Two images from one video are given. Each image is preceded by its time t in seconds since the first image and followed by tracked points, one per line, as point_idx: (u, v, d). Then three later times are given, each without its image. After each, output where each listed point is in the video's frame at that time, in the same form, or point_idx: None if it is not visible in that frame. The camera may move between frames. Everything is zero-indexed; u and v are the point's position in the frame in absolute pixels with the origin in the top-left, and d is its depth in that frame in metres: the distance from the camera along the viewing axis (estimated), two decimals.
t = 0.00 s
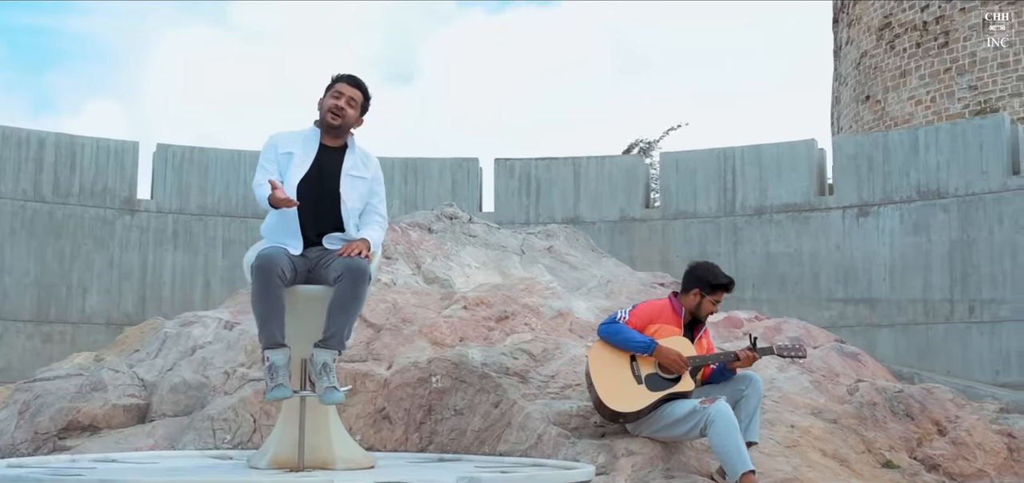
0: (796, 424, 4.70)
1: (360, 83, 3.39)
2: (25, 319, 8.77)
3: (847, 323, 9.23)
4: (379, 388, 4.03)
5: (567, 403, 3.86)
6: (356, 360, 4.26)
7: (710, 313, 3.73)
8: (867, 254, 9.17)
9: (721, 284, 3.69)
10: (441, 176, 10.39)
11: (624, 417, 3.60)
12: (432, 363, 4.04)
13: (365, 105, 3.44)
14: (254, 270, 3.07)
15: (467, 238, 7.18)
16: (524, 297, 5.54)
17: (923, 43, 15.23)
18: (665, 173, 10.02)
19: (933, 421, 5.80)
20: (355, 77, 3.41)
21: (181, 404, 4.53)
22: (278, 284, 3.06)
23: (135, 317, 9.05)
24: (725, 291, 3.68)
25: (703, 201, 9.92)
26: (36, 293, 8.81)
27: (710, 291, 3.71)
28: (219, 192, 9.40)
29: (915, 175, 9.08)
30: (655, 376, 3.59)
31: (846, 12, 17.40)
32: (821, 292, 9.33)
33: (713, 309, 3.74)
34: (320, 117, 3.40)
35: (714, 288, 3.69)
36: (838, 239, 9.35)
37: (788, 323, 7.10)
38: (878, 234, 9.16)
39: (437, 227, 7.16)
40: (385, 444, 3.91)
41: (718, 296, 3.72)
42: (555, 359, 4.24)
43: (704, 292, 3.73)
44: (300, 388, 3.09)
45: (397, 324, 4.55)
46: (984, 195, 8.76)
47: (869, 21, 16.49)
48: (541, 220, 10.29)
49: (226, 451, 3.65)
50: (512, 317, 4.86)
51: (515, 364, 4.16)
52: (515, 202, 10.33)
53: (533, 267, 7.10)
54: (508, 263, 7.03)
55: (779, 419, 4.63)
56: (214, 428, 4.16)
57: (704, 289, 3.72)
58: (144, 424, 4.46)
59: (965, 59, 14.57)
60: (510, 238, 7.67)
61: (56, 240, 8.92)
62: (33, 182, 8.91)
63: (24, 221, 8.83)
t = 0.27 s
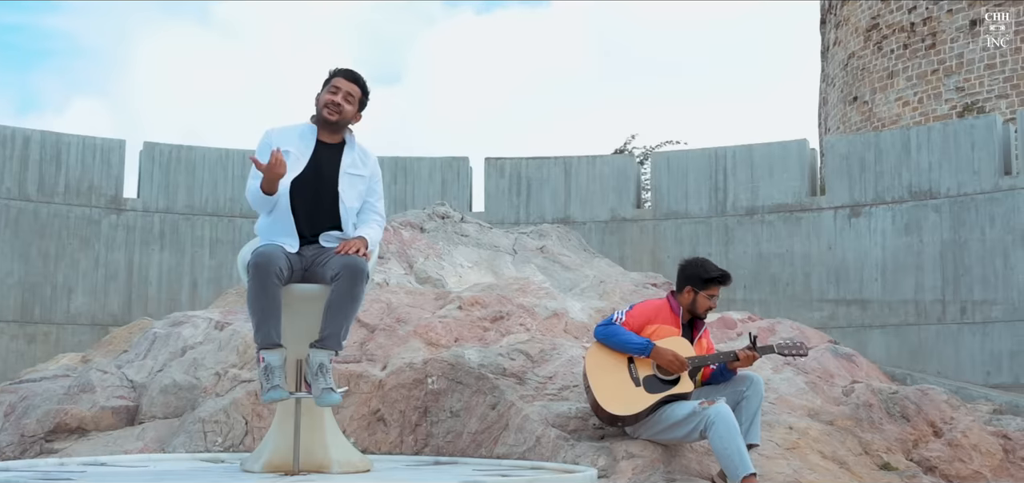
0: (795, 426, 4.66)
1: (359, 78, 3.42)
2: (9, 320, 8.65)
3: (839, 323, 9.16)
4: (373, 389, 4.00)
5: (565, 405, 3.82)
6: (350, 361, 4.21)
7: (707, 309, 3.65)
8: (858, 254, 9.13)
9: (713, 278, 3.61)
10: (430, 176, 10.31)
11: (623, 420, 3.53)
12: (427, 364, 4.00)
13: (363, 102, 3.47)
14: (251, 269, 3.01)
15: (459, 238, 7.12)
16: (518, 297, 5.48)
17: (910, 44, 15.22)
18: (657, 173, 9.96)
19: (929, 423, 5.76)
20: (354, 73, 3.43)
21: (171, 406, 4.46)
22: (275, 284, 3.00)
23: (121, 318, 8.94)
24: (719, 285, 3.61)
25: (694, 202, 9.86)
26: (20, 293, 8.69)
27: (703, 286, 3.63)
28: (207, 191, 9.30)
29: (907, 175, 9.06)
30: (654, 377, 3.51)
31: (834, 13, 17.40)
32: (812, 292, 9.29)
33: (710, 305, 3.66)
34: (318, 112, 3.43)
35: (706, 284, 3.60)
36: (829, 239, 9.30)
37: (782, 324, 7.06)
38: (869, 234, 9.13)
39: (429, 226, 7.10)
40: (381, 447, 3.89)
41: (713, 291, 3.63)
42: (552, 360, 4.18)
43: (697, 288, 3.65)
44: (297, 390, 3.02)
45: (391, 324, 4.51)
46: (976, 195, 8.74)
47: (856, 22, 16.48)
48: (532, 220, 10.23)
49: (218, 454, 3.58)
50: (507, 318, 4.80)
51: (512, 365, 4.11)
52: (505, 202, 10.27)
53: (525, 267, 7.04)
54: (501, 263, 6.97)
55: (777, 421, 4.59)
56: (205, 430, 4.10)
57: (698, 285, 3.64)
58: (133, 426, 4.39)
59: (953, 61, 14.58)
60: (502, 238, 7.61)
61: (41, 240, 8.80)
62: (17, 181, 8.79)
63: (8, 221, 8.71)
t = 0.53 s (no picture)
0: (793, 428, 4.62)
1: (359, 76, 3.41)
2: None
3: (832, 324, 9.11)
4: (369, 390, 3.96)
5: (564, 407, 3.79)
6: (346, 362, 4.18)
7: (702, 306, 3.59)
8: (851, 255, 9.08)
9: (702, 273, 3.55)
10: (422, 176, 10.24)
11: (623, 424, 3.47)
12: (424, 366, 3.97)
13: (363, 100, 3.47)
14: (246, 268, 2.95)
15: (453, 238, 7.07)
16: (513, 297, 5.44)
17: (899, 45, 15.23)
18: (649, 173, 9.90)
19: (925, 425, 5.74)
20: (353, 70, 3.42)
21: (163, 408, 4.40)
22: (271, 283, 2.94)
23: (109, 318, 8.84)
24: (711, 280, 3.55)
25: (686, 203, 9.82)
26: (7, 293, 8.59)
27: (694, 283, 3.57)
28: (196, 191, 9.22)
29: (900, 175, 9.03)
30: (652, 380, 3.46)
31: (823, 14, 17.40)
32: (805, 293, 9.24)
33: (704, 301, 3.60)
34: (321, 113, 3.39)
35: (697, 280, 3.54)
36: (822, 240, 9.26)
37: (777, 325, 7.03)
38: (862, 234, 9.08)
39: (423, 226, 7.05)
40: (376, 449, 3.84)
41: (704, 286, 3.57)
42: (551, 361, 4.16)
43: (690, 285, 3.60)
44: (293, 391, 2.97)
45: (387, 325, 4.48)
46: (969, 196, 8.72)
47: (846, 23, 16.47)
48: (524, 220, 10.18)
49: (212, 456, 3.53)
50: (503, 318, 4.76)
51: (510, 366, 4.08)
52: (496, 202, 10.22)
53: (519, 267, 7.00)
54: (494, 263, 6.92)
55: (776, 423, 4.55)
56: (198, 432, 4.05)
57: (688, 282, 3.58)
58: (124, 429, 4.34)
59: (942, 62, 14.60)
60: (495, 238, 7.55)
61: (28, 239, 8.70)
62: (3, 181, 8.69)
63: None
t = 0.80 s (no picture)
0: (792, 430, 4.59)
1: (353, 71, 3.33)
2: None
3: (824, 326, 9.09)
4: (364, 393, 3.94)
5: (563, 409, 3.77)
6: (341, 363, 4.17)
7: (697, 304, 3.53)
8: (843, 256, 9.06)
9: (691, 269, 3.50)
10: (412, 176, 10.18)
11: (624, 427, 3.41)
12: (421, 367, 3.94)
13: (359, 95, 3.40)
14: (242, 268, 2.89)
15: (445, 238, 7.01)
16: (508, 298, 5.39)
17: (888, 47, 15.24)
18: (641, 173, 9.86)
19: (920, 427, 5.71)
20: (348, 65, 3.34)
21: (155, 410, 4.35)
22: (268, 284, 2.88)
23: (96, 319, 8.75)
24: (703, 276, 3.49)
25: (678, 203, 9.76)
26: None
27: (686, 281, 3.52)
28: (185, 190, 9.13)
29: (892, 177, 9.01)
30: (653, 381, 3.42)
31: (812, 15, 17.42)
32: (796, 295, 9.21)
33: (699, 298, 3.54)
34: (313, 111, 3.33)
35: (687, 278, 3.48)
36: (814, 241, 9.22)
37: (771, 326, 6.99)
38: (855, 235, 9.06)
39: (416, 226, 6.99)
40: (372, 452, 3.83)
41: (696, 282, 3.51)
42: (549, 363, 4.14)
43: (683, 283, 3.54)
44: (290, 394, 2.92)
45: (382, 325, 4.46)
46: (962, 197, 8.68)
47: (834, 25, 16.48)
48: (515, 221, 10.11)
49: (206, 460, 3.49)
50: (499, 319, 4.73)
51: (509, 368, 4.06)
52: (488, 203, 10.13)
53: (512, 268, 6.95)
54: (487, 264, 6.86)
55: (774, 425, 4.52)
56: (190, 435, 4.00)
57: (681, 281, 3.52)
58: (114, 432, 4.29)
59: (930, 64, 14.62)
60: (488, 238, 7.50)
61: (14, 239, 8.59)
62: None
63: None
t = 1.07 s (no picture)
0: (792, 432, 4.56)
1: (348, 69, 3.29)
2: None
3: (817, 327, 9.04)
4: (361, 395, 4.04)
5: (562, 412, 3.89)
6: (337, 365, 4.22)
7: (699, 302, 3.59)
8: (836, 258, 9.02)
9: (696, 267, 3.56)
10: (404, 176, 10.11)
11: (624, 431, 3.46)
12: (418, 370, 4.05)
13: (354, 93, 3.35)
14: (239, 269, 2.85)
15: (439, 239, 6.97)
16: (503, 299, 5.37)
17: (877, 49, 15.27)
18: (633, 174, 9.75)
19: (917, 429, 5.68)
20: (341, 62, 3.29)
21: (148, 413, 4.37)
22: (266, 286, 2.84)
23: (84, 318, 8.65)
24: (702, 271, 3.56)
25: (671, 203, 9.67)
26: None
27: (687, 278, 3.59)
28: (174, 189, 9.05)
29: (884, 178, 8.97)
30: (655, 385, 3.45)
31: (800, 17, 17.43)
32: (789, 296, 9.15)
33: (701, 296, 3.60)
34: (309, 110, 3.27)
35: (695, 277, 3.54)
36: (807, 242, 9.18)
37: (765, 328, 6.95)
38: (847, 237, 9.03)
39: (409, 227, 6.93)
40: (368, 455, 3.94)
41: (699, 279, 3.58)
42: (547, 364, 4.27)
43: (685, 282, 3.61)
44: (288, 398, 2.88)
45: (379, 327, 4.49)
46: (954, 199, 8.65)
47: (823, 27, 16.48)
48: (507, 221, 9.96)
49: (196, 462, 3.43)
50: (495, 321, 4.73)
51: (507, 370, 4.18)
52: (479, 203, 9.96)
53: (505, 269, 6.92)
54: (481, 264, 6.82)
55: (773, 427, 4.50)
56: (184, 439, 4.04)
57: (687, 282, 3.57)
58: (107, 435, 4.30)
59: (919, 66, 14.65)
60: (481, 238, 7.45)
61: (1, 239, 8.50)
62: None
63: None
